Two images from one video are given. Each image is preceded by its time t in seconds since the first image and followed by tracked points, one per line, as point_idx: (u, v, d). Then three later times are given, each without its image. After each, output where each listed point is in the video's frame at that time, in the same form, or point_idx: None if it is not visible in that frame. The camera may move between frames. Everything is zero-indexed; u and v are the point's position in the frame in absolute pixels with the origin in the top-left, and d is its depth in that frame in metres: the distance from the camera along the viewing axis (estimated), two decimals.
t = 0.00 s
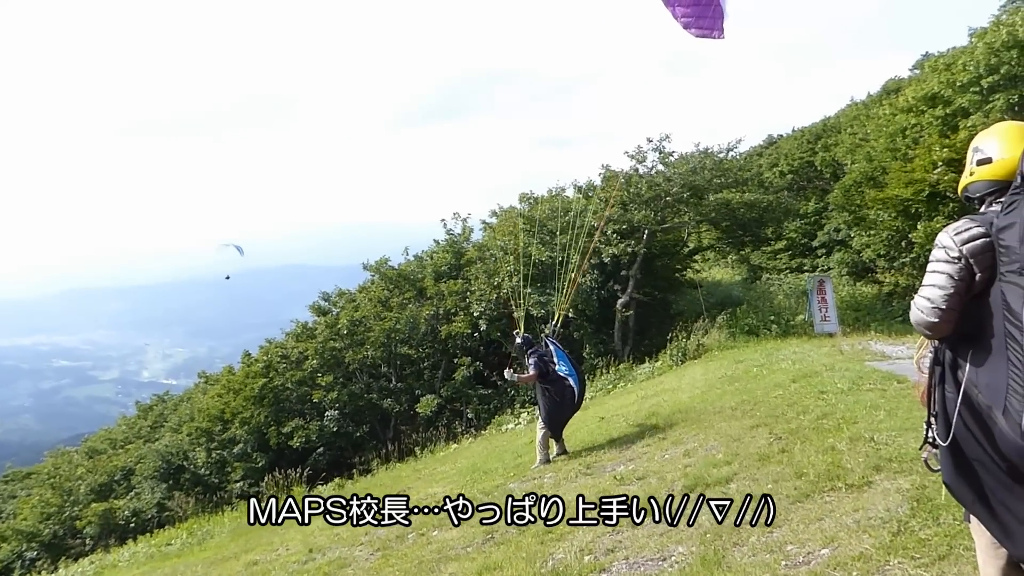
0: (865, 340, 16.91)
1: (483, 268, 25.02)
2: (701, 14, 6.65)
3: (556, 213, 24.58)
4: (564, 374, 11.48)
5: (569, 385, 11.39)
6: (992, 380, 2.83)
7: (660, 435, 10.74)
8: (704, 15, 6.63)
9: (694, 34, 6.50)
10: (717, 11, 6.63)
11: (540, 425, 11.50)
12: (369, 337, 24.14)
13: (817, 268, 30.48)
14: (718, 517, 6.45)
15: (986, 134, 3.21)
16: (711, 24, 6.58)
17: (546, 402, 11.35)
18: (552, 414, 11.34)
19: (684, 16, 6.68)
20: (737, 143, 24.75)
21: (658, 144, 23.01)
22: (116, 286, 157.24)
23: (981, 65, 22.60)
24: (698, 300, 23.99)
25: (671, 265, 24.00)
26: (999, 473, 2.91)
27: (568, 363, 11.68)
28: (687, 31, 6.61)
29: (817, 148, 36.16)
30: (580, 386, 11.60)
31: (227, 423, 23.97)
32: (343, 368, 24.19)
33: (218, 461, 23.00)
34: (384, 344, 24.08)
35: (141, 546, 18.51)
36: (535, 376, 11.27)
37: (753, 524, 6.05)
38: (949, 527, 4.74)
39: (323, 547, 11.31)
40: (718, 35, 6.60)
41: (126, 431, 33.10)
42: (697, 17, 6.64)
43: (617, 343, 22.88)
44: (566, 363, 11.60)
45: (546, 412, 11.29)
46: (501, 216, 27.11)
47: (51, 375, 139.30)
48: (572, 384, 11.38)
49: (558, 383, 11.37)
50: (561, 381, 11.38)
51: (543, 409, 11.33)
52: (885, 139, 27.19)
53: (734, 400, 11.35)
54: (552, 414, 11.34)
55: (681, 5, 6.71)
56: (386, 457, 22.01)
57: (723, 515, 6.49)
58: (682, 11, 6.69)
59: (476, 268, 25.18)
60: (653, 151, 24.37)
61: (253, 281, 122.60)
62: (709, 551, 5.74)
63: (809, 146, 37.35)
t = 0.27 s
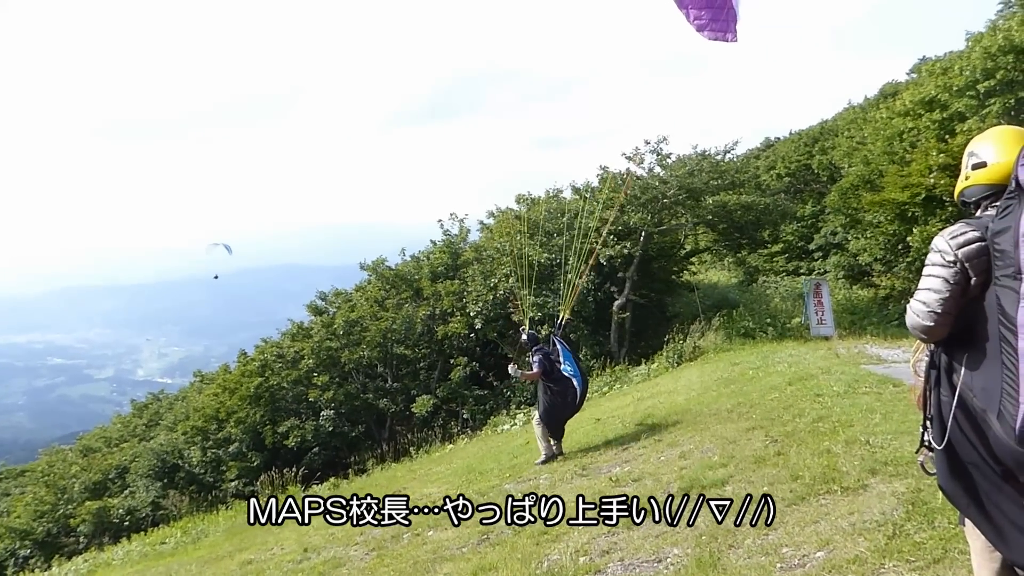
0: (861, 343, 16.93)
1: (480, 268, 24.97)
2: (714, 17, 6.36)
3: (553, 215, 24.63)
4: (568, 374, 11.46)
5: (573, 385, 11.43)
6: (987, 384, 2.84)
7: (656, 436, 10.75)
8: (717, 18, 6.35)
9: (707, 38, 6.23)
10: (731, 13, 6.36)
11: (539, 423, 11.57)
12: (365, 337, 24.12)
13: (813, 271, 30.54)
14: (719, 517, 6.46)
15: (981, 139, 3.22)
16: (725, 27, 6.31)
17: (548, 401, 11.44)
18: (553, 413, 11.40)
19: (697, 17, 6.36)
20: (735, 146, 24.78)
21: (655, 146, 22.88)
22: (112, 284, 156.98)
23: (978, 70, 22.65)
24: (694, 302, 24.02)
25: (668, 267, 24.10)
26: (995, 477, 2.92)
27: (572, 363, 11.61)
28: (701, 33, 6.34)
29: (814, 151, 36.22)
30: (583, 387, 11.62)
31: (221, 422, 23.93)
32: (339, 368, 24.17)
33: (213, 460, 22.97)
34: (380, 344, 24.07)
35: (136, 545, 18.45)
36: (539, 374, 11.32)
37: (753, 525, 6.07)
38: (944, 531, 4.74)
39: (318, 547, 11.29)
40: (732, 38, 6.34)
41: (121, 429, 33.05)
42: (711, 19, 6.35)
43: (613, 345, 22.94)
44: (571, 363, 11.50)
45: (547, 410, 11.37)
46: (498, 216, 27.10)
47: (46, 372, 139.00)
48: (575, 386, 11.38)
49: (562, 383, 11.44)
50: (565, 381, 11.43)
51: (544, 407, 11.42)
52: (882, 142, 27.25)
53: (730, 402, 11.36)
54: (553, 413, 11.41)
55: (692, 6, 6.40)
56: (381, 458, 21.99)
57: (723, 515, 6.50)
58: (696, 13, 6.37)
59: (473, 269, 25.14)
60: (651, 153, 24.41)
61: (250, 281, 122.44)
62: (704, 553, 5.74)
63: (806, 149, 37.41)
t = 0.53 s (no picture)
0: (859, 346, 16.95)
1: (479, 269, 24.94)
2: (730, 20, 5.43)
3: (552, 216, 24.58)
4: (572, 376, 11.40)
5: (576, 387, 11.33)
6: (986, 387, 2.84)
7: (654, 438, 10.74)
8: (733, 21, 5.43)
9: (720, 40, 5.27)
10: (748, 17, 5.44)
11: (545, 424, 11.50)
12: (363, 338, 24.11)
13: (812, 273, 30.57)
14: (718, 517, 6.47)
15: (980, 142, 3.22)
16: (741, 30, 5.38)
17: (551, 402, 11.37)
18: (556, 414, 11.32)
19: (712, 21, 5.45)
20: (734, 148, 24.81)
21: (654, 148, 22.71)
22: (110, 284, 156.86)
23: (978, 73, 22.66)
24: (692, 304, 24.06)
25: (667, 268, 24.12)
26: (993, 480, 2.91)
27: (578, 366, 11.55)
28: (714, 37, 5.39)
29: (814, 153, 36.24)
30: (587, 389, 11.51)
31: (219, 422, 23.98)
32: (337, 368, 24.16)
33: (211, 459, 22.96)
34: (378, 345, 24.05)
35: (132, 544, 18.42)
36: (543, 373, 11.32)
37: (753, 525, 6.07)
38: (942, 534, 4.74)
39: (315, 547, 11.28)
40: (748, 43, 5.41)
41: (118, 428, 33.00)
42: (726, 22, 5.43)
43: (612, 347, 22.88)
44: (575, 365, 11.46)
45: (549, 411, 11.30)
46: (497, 217, 27.10)
47: (43, 371, 138.87)
48: (577, 388, 11.27)
49: (565, 384, 11.36)
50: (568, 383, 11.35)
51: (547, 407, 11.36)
52: (882, 145, 27.27)
53: (728, 404, 11.37)
54: (556, 414, 11.33)
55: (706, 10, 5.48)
56: (379, 458, 21.97)
57: (723, 515, 6.51)
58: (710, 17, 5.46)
59: (472, 269, 25.11)
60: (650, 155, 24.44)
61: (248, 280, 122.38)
62: (702, 555, 5.73)
63: (805, 151, 37.43)
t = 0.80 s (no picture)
0: (857, 346, 16.96)
1: (477, 268, 24.90)
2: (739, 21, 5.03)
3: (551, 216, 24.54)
4: (576, 372, 11.32)
5: (580, 382, 11.24)
6: (984, 387, 2.84)
7: (651, 438, 10.75)
8: (744, 23, 5.01)
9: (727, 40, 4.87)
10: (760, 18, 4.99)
11: (552, 422, 11.39)
12: (361, 338, 24.11)
13: (810, 273, 30.59)
14: (718, 517, 6.47)
15: (979, 143, 3.22)
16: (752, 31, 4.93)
17: (556, 398, 11.28)
18: (561, 410, 11.22)
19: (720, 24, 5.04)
20: (732, 148, 24.88)
21: (653, 148, 22.83)
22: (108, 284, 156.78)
23: (976, 74, 22.69)
24: (690, 305, 24.10)
25: (665, 268, 24.08)
26: (991, 481, 2.91)
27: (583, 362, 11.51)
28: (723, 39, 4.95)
29: (812, 154, 36.25)
30: (592, 385, 11.42)
31: (217, 421, 23.97)
32: (335, 368, 24.14)
33: (208, 459, 22.94)
34: (376, 344, 24.03)
35: (130, 544, 18.39)
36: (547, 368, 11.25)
37: (752, 525, 6.05)
38: (939, 534, 4.74)
39: (312, 547, 11.27)
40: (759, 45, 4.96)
41: (116, 428, 32.95)
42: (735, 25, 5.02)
43: (610, 347, 22.80)
44: (580, 361, 11.41)
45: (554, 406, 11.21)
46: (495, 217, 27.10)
47: (41, 371, 138.72)
48: (581, 382, 11.18)
49: (569, 379, 11.28)
50: (572, 378, 11.26)
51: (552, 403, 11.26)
52: (880, 145, 27.30)
53: (726, 404, 11.37)
54: (561, 410, 11.23)
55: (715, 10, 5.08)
56: (377, 458, 21.97)
57: (723, 515, 6.51)
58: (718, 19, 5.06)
59: (470, 269, 25.08)
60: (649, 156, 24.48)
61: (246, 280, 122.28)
62: (699, 555, 5.73)
63: (804, 151, 37.44)
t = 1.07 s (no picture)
0: (852, 344, 17.01)
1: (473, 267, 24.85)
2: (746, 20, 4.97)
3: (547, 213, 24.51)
4: (579, 366, 11.18)
5: (583, 377, 11.08)
6: (979, 384, 2.85)
7: (647, 436, 10.76)
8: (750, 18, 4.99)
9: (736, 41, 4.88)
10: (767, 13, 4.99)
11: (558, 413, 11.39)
12: (358, 336, 24.11)
13: (806, 272, 30.65)
14: (718, 518, 6.38)
15: (974, 141, 3.22)
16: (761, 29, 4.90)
17: (560, 391, 11.19)
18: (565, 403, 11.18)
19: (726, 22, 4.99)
20: (728, 148, 25.05)
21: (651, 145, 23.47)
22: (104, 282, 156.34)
23: (972, 73, 22.77)
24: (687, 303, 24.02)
25: (661, 266, 24.03)
26: (985, 478, 2.92)
27: (586, 355, 11.35)
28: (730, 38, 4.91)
29: (808, 152, 36.28)
30: (597, 376, 11.25)
31: (213, 420, 23.94)
32: (331, 366, 24.11)
33: (205, 458, 22.94)
34: (372, 343, 24.04)
35: (126, 543, 18.36)
36: (551, 363, 11.13)
37: (752, 525, 6.00)
38: (933, 531, 4.75)
39: (308, 545, 11.26)
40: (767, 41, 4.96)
41: (112, 427, 32.85)
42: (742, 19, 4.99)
43: (606, 345, 22.86)
44: (582, 355, 11.25)
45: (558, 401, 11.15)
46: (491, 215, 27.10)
47: (37, 370, 138.30)
48: (584, 377, 11.03)
49: (573, 374, 11.11)
50: (575, 373, 11.10)
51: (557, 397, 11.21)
52: (876, 144, 27.38)
53: (722, 402, 11.39)
54: (566, 403, 11.19)
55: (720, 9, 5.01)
56: (373, 456, 21.97)
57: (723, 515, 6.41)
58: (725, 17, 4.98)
59: (466, 267, 25.04)
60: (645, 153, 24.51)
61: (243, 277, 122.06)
62: (694, 552, 5.74)
63: (800, 150, 37.46)
